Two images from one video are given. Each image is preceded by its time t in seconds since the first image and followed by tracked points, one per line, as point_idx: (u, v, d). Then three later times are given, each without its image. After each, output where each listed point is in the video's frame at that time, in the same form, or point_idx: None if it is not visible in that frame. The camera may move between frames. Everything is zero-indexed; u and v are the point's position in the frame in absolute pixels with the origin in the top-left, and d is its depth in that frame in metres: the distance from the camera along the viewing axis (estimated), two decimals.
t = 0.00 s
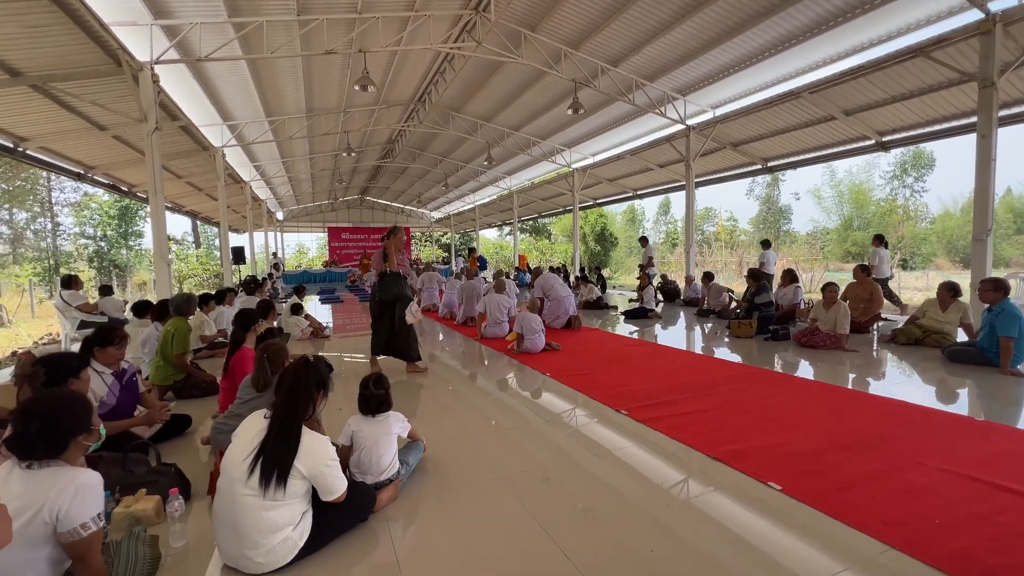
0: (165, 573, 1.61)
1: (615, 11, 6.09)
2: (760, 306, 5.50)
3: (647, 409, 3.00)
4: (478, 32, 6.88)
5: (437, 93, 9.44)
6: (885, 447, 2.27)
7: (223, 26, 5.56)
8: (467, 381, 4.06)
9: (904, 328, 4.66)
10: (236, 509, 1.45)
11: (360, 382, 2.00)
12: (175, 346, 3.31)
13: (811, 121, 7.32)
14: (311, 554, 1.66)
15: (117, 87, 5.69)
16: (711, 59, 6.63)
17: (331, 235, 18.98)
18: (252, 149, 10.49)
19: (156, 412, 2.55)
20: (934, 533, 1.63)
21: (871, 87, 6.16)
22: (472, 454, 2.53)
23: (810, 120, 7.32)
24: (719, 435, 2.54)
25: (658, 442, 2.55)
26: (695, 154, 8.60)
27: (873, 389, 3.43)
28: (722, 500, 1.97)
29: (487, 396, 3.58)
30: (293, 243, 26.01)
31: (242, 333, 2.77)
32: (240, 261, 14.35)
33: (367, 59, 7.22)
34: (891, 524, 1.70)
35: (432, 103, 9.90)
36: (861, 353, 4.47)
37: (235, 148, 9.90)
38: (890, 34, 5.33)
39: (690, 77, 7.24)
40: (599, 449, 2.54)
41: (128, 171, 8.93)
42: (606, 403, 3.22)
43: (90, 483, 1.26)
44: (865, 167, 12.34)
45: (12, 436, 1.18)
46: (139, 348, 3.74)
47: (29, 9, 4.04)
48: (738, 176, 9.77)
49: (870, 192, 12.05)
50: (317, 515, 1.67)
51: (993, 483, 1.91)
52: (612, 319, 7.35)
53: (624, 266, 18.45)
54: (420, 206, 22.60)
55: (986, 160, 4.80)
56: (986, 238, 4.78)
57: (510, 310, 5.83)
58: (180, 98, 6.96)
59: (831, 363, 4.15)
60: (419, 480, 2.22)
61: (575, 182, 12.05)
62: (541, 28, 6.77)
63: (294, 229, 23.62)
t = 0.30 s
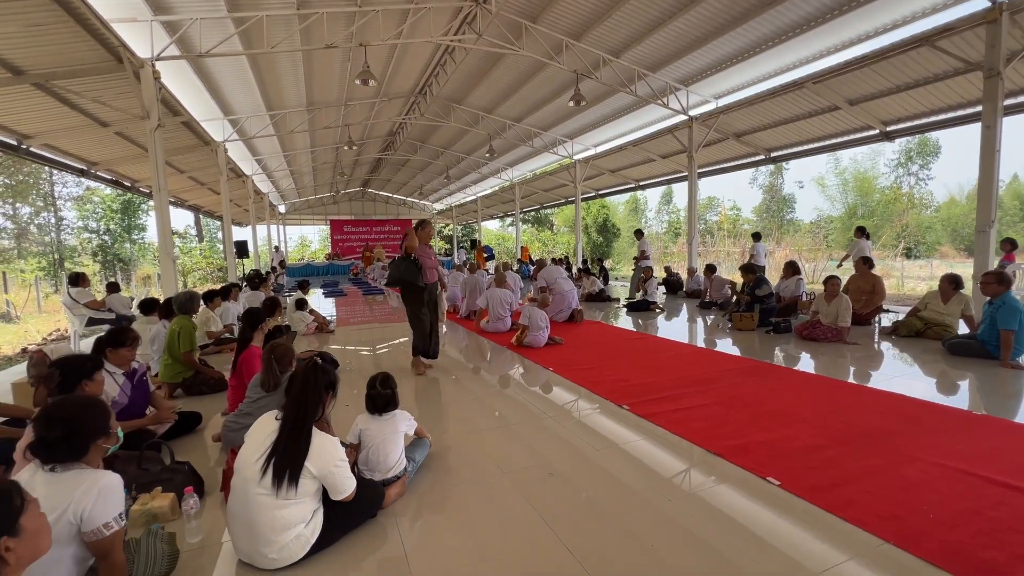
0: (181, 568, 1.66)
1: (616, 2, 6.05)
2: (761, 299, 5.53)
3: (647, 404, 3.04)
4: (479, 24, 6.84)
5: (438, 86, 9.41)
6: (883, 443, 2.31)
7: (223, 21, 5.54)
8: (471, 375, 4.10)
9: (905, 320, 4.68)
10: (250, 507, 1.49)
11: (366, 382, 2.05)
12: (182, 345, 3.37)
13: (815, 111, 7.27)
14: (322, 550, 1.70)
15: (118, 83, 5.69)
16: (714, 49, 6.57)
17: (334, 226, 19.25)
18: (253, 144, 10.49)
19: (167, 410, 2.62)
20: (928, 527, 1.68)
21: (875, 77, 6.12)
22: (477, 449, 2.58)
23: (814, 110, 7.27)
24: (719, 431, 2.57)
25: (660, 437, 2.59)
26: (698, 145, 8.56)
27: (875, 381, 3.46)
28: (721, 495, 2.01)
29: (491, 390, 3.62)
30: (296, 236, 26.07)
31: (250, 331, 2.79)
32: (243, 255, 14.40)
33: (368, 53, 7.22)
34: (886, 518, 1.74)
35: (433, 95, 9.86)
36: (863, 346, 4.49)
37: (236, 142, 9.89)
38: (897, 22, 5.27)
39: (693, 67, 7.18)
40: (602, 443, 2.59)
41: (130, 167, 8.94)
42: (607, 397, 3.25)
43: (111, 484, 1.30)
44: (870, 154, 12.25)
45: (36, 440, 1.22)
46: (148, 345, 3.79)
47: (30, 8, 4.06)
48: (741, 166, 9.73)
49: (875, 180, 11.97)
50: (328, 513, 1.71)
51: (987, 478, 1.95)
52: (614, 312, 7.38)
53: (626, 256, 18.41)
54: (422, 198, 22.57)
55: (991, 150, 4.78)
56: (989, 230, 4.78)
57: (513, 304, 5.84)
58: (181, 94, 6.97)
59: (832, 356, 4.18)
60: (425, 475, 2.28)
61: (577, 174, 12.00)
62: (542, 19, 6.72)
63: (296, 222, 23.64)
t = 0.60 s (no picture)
0: (191, 565, 1.70)
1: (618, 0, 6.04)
2: (756, 299, 5.57)
3: (648, 404, 3.06)
4: (481, 23, 6.85)
5: (440, 84, 9.41)
6: (883, 443, 2.33)
7: (227, 22, 5.56)
8: (475, 373, 4.12)
9: (908, 318, 4.68)
10: (257, 507, 1.53)
11: (370, 383, 2.09)
12: (188, 345, 3.41)
13: (820, 108, 7.23)
14: (328, 548, 1.74)
15: (124, 85, 5.74)
16: (717, 46, 6.55)
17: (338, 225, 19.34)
18: (257, 143, 10.54)
19: (175, 411, 2.66)
20: (925, 527, 1.70)
21: (879, 73, 6.09)
22: (480, 447, 2.61)
23: (819, 107, 7.23)
24: (719, 431, 2.59)
25: (661, 437, 2.61)
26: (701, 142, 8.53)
27: (876, 380, 3.47)
28: (721, 494, 2.04)
29: (494, 389, 3.64)
30: (300, 234, 26.19)
31: (254, 332, 2.82)
32: (248, 253, 14.48)
33: (370, 54, 7.25)
34: (883, 519, 1.76)
35: (436, 94, 9.87)
36: (865, 345, 4.49)
37: (241, 142, 9.94)
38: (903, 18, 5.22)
39: (696, 64, 7.16)
40: (604, 442, 2.61)
41: (136, 166, 9.00)
42: (608, 397, 3.27)
43: (124, 484, 1.35)
44: (876, 149, 12.16)
45: (52, 442, 1.26)
46: (156, 345, 3.84)
47: (37, 12, 4.10)
48: (745, 163, 9.70)
49: (881, 175, 11.89)
50: (333, 512, 1.75)
51: (985, 478, 1.97)
52: (617, 310, 7.40)
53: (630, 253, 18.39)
54: (425, 195, 22.60)
55: (995, 148, 4.75)
56: (994, 228, 4.76)
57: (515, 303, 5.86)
58: (186, 94, 7.03)
59: (834, 355, 4.18)
60: (429, 473, 2.31)
61: (581, 171, 11.96)
62: (544, 17, 6.71)
63: (300, 220, 23.73)
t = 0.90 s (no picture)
0: (196, 567, 1.73)
1: (620, 5, 6.07)
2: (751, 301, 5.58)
3: (650, 408, 3.07)
4: (484, 27, 6.90)
5: (444, 87, 9.46)
6: (881, 448, 2.34)
7: (233, 27, 5.61)
8: (477, 376, 4.14)
9: (911, 323, 4.67)
10: (260, 509, 1.56)
11: (372, 387, 2.11)
12: (194, 348, 3.46)
13: (823, 111, 7.22)
14: (329, 550, 1.77)
15: (131, 90, 5.81)
16: (720, 49, 6.56)
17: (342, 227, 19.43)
18: (262, 146, 10.61)
19: (180, 414, 2.69)
20: (923, 534, 1.70)
21: (881, 77, 6.09)
22: (481, 449, 2.64)
23: (822, 109, 7.22)
24: (719, 436, 2.60)
25: (661, 441, 2.62)
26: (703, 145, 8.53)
27: (878, 384, 3.46)
28: (719, 497, 2.05)
29: (496, 392, 3.66)
30: (305, 236, 26.35)
31: (256, 336, 2.84)
32: (253, 255, 14.56)
33: (374, 58, 7.31)
34: (879, 525, 1.77)
35: (439, 97, 9.92)
36: (867, 349, 4.48)
37: (246, 145, 10.01)
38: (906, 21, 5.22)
39: (698, 67, 7.17)
40: (605, 444, 2.63)
41: (142, 170, 9.09)
42: (608, 400, 3.29)
43: (130, 487, 1.38)
44: (881, 151, 12.11)
45: (60, 446, 1.28)
46: (162, 347, 3.89)
47: (48, 20, 4.18)
48: (748, 166, 9.70)
49: (887, 176, 11.84)
50: (334, 515, 1.77)
51: (983, 485, 1.98)
52: (619, 313, 7.40)
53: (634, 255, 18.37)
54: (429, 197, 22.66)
55: (998, 151, 4.74)
56: (997, 232, 4.76)
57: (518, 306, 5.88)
58: (192, 99, 7.11)
59: (837, 359, 4.18)
60: (430, 476, 2.34)
61: (584, 173, 11.96)
62: (547, 22, 6.74)
63: (305, 223, 23.85)
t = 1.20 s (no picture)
0: (199, 569, 1.74)
1: (624, 10, 6.10)
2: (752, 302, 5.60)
3: (652, 413, 3.07)
4: (488, 32, 6.92)
5: (447, 92, 9.49)
6: (884, 455, 2.33)
7: (239, 33, 5.65)
8: (480, 379, 4.15)
9: (915, 328, 4.65)
10: (262, 513, 1.57)
11: (374, 391, 2.13)
12: (199, 351, 3.49)
13: (827, 115, 7.21)
14: (332, 552, 1.78)
15: (138, 95, 5.87)
16: (723, 54, 6.56)
17: (346, 230, 19.51)
18: (268, 150, 10.68)
19: (185, 416, 2.71)
20: (924, 541, 1.70)
21: (886, 81, 6.08)
22: (482, 452, 2.64)
23: (826, 113, 7.21)
24: (721, 441, 2.59)
25: (663, 446, 2.62)
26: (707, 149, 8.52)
27: (882, 388, 3.45)
28: (720, 502, 2.05)
29: (498, 396, 3.67)
30: (309, 239, 26.47)
31: (260, 340, 2.87)
32: (258, 258, 14.64)
33: (378, 63, 7.35)
34: (881, 532, 1.76)
35: (443, 101, 9.96)
36: (872, 354, 4.46)
37: (251, 149, 10.08)
38: (909, 25, 5.21)
39: (702, 72, 7.18)
40: (607, 448, 2.64)
41: (149, 174, 9.16)
42: (611, 405, 3.28)
43: (133, 490, 1.39)
44: (887, 154, 12.06)
45: (65, 448, 1.30)
46: (167, 350, 3.92)
47: (57, 26, 4.23)
48: (752, 170, 9.68)
49: (892, 180, 11.78)
50: (337, 518, 1.79)
51: (987, 492, 1.96)
52: (622, 317, 7.39)
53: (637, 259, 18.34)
54: (433, 201, 22.71)
55: (1004, 156, 4.72)
56: (1003, 237, 4.73)
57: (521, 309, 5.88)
58: (198, 104, 7.16)
59: (841, 364, 4.15)
60: (432, 480, 2.35)
61: (587, 177, 11.97)
62: (550, 26, 6.76)
63: (309, 226, 23.95)
